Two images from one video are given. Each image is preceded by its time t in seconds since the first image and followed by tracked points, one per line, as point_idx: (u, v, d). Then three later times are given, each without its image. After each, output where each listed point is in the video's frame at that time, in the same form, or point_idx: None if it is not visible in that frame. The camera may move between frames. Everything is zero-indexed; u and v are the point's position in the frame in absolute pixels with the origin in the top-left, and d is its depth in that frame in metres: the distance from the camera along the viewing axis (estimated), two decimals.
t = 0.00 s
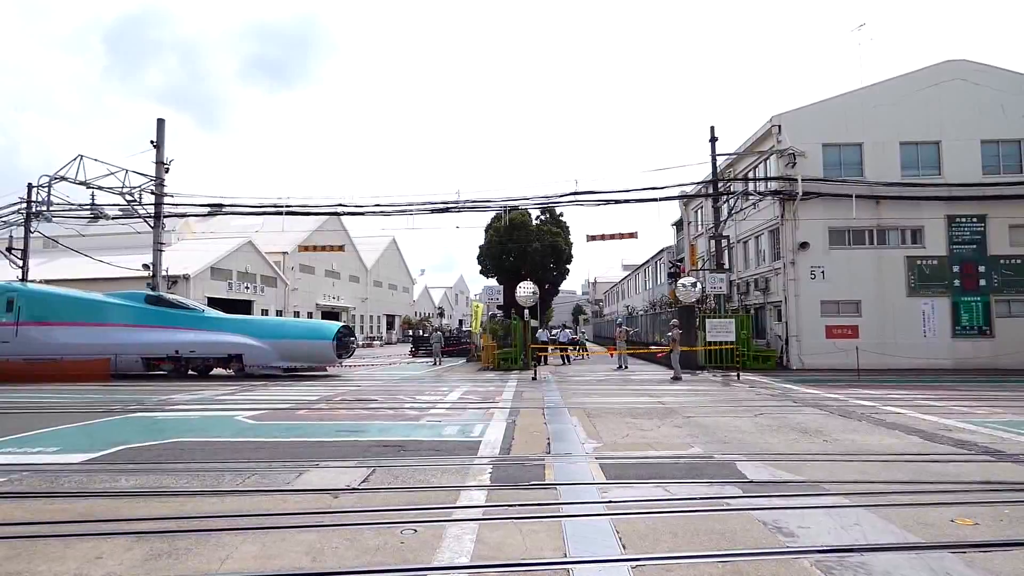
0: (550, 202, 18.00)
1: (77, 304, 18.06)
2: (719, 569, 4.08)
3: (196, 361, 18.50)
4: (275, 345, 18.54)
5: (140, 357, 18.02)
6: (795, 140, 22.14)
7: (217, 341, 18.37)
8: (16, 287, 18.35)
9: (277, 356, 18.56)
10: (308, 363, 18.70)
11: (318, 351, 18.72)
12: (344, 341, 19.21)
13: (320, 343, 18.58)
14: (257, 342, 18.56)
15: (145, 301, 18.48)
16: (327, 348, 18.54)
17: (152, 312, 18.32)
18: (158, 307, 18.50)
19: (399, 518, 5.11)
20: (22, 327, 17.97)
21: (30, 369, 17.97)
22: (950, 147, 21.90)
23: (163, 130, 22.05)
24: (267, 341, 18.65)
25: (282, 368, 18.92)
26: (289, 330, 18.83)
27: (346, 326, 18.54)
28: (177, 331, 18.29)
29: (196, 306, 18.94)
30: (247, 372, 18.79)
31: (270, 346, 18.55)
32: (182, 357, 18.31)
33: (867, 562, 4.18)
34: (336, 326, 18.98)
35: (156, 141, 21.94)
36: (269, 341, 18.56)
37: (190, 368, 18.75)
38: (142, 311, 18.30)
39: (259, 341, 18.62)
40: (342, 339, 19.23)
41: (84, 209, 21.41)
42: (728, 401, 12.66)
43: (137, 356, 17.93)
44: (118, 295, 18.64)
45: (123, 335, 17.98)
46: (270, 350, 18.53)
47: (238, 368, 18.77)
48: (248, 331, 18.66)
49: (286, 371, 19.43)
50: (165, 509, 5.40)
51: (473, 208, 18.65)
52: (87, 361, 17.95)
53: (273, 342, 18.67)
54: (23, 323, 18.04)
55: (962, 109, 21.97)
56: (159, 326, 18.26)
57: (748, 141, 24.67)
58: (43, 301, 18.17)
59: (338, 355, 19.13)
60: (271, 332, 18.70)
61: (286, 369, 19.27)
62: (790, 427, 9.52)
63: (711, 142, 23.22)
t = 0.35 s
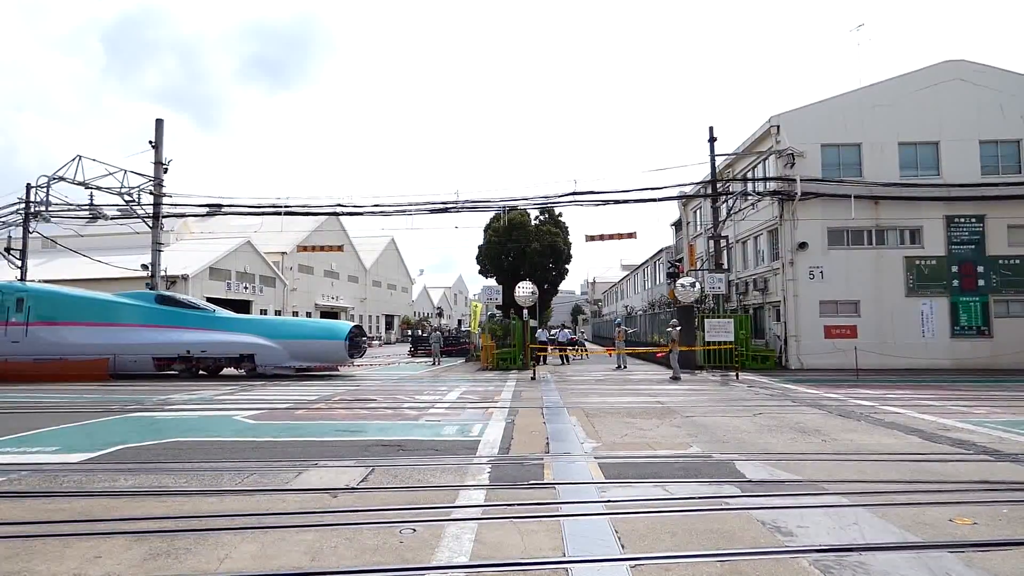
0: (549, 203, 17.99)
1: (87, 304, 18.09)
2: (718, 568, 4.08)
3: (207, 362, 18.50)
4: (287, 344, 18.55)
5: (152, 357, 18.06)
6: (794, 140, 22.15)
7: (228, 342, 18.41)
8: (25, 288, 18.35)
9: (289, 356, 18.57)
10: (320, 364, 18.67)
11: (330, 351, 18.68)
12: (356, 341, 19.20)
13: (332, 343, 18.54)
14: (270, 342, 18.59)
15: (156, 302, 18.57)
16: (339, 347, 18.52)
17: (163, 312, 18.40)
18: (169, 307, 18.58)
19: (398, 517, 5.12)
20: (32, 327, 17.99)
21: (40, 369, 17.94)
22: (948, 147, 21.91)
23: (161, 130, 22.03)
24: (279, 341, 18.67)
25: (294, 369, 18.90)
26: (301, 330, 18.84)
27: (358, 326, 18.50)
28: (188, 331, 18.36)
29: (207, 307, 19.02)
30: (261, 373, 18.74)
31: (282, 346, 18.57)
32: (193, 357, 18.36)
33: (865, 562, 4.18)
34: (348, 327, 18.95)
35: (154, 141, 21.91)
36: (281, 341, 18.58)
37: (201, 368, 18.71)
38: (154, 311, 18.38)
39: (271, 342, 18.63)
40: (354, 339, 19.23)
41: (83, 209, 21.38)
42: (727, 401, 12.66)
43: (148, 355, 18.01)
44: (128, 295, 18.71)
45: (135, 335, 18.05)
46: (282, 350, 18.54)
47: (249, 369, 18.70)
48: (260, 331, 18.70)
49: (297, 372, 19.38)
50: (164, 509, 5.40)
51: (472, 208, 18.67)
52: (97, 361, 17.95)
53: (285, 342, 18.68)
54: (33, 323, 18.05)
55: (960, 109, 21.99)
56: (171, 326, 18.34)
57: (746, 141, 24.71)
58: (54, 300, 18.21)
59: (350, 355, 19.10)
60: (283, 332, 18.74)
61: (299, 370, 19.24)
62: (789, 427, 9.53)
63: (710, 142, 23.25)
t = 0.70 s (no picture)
0: (548, 203, 18.00)
1: (97, 305, 18.07)
2: (718, 569, 4.08)
3: (219, 362, 18.47)
4: (300, 344, 18.52)
5: (164, 357, 18.04)
6: (792, 140, 22.18)
7: (241, 342, 18.40)
8: (35, 288, 18.34)
9: (302, 356, 18.54)
10: (333, 364, 18.62)
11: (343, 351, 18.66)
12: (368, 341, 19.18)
13: (345, 343, 18.52)
14: (282, 342, 18.56)
15: (167, 302, 18.56)
16: (351, 347, 18.49)
17: (175, 312, 18.39)
18: (181, 307, 18.57)
19: (397, 517, 5.12)
20: (42, 328, 17.99)
21: (51, 369, 17.92)
22: (947, 147, 21.93)
23: (159, 130, 22.01)
24: (291, 341, 18.65)
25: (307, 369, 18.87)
26: (314, 330, 18.83)
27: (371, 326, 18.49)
28: (200, 331, 18.35)
29: (218, 307, 19.01)
30: (272, 373, 18.64)
31: (295, 346, 18.55)
32: (205, 357, 18.34)
33: (865, 561, 4.19)
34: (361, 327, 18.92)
35: (153, 141, 21.90)
36: (294, 341, 18.56)
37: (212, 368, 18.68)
38: (165, 311, 18.40)
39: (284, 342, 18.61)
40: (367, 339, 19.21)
41: (82, 209, 21.36)
42: (726, 401, 12.66)
43: (160, 355, 18.00)
44: (138, 295, 18.69)
45: (146, 335, 18.04)
46: (295, 350, 18.51)
47: (262, 369, 18.65)
48: (272, 331, 18.68)
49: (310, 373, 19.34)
50: (164, 509, 5.40)
51: (471, 208, 18.68)
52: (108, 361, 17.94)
53: (298, 342, 18.66)
54: (43, 323, 18.05)
55: (959, 109, 22.01)
56: (182, 326, 18.34)
57: (744, 141, 24.73)
58: (65, 300, 18.22)
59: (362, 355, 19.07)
60: (296, 331, 18.71)
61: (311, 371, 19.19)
62: (788, 427, 9.53)
63: (709, 142, 23.27)
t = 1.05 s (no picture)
0: (547, 203, 17.99)
1: (108, 305, 18.04)
2: (717, 568, 4.08)
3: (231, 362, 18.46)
4: (313, 344, 18.47)
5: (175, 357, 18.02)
6: (791, 140, 22.19)
7: (253, 342, 18.37)
8: (46, 287, 18.32)
9: (315, 356, 18.49)
10: (345, 364, 18.54)
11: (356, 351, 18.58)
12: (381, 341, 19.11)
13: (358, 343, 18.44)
14: (295, 342, 18.51)
15: (178, 301, 18.53)
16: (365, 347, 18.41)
17: (186, 312, 18.36)
18: (192, 307, 18.53)
19: (397, 518, 5.12)
20: (53, 327, 17.96)
21: (62, 369, 17.91)
22: (946, 147, 21.95)
23: (158, 130, 21.98)
24: (304, 341, 18.60)
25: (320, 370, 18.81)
26: (327, 330, 18.75)
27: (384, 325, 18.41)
28: (213, 331, 18.33)
29: (229, 307, 18.98)
30: (284, 373, 18.63)
31: (308, 345, 18.49)
32: (217, 357, 18.33)
33: (864, 561, 4.19)
34: (373, 327, 18.85)
35: (152, 141, 21.88)
36: (306, 341, 18.50)
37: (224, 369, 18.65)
38: (176, 311, 18.37)
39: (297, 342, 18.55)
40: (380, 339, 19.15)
41: (81, 209, 21.34)
42: (725, 401, 12.67)
43: (171, 355, 17.97)
44: (149, 295, 18.65)
45: (158, 335, 18.01)
46: (308, 350, 18.46)
47: (274, 369, 18.61)
48: (286, 331, 18.63)
49: (322, 373, 19.29)
50: (161, 510, 5.38)
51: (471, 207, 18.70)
52: (120, 362, 17.92)
53: (310, 342, 18.61)
54: (54, 323, 18.02)
55: (958, 110, 22.03)
56: (194, 326, 18.31)
57: (743, 141, 24.77)
58: (76, 300, 18.19)
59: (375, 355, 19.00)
60: (308, 331, 18.64)
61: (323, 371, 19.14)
62: (787, 427, 9.53)
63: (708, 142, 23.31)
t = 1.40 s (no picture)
0: (547, 203, 18.00)
1: (120, 304, 18.04)
2: (716, 569, 4.08)
3: (244, 362, 18.47)
4: (326, 344, 18.41)
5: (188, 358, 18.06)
6: (791, 141, 22.20)
7: (267, 342, 18.35)
8: (57, 287, 18.30)
9: (328, 356, 18.45)
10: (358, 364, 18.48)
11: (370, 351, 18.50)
12: (394, 341, 19.06)
13: (371, 343, 18.37)
14: (308, 341, 18.47)
15: (190, 301, 18.53)
16: (377, 347, 18.34)
17: (199, 312, 18.37)
18: (204, 307, 18.53)
19: (395, 518, 5.12)
20: (64, 327, 17.97)
21: (73, 369, 17.92)
22: (945, 147, 21.96)
23: (158, 130, 21.98)
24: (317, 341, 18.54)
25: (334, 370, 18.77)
26: (341, 330, 18.68)
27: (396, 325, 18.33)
28: (225, 331, 18.34)
29: (242, 306, 18.96)
30: (297, 373, 18.60)
31: (321, 345, 18.44)
32: (230, 357, 18.35)
33: (863, 562, 4.19)
34: (385, 326, 18.78)
35: (152, 141, 21.87)
36: (319, 341, 18.45)
37: (236, 369, 18.65)
38: (188, 311, 18.37)
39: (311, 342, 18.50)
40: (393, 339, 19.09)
41: (80, 209, 21.33)
42: (723, 401, 12.69)
43: (184, 355, 18.00)
44: (160, 295, 18.65)
45: (171, 335, 18.04)
46: (321, 350, 18.40)
47: (287, 369, 18.58)
48: (299, 331, 18.58)
49: (334, 373, 19.25)
50: (159, 510, 5.38)
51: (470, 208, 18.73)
52: (131, 361, 17.94)
53: (324, 342, 18.55)
54: (65, 323, 18.04)
55: (958, 111, 22.05)
56: (207, 326, 18.32)
57: (743, 142, 24.78)
58: (87, 300, 18.18)
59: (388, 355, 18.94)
60: (321, 331, 18.59)
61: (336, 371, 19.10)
62: (787, 427, 9.54)
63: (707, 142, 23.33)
